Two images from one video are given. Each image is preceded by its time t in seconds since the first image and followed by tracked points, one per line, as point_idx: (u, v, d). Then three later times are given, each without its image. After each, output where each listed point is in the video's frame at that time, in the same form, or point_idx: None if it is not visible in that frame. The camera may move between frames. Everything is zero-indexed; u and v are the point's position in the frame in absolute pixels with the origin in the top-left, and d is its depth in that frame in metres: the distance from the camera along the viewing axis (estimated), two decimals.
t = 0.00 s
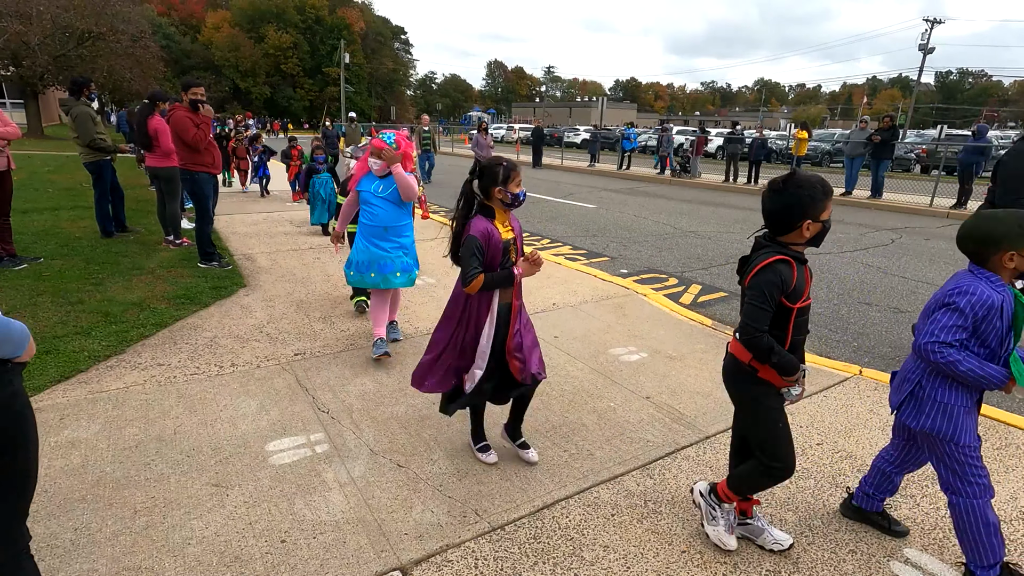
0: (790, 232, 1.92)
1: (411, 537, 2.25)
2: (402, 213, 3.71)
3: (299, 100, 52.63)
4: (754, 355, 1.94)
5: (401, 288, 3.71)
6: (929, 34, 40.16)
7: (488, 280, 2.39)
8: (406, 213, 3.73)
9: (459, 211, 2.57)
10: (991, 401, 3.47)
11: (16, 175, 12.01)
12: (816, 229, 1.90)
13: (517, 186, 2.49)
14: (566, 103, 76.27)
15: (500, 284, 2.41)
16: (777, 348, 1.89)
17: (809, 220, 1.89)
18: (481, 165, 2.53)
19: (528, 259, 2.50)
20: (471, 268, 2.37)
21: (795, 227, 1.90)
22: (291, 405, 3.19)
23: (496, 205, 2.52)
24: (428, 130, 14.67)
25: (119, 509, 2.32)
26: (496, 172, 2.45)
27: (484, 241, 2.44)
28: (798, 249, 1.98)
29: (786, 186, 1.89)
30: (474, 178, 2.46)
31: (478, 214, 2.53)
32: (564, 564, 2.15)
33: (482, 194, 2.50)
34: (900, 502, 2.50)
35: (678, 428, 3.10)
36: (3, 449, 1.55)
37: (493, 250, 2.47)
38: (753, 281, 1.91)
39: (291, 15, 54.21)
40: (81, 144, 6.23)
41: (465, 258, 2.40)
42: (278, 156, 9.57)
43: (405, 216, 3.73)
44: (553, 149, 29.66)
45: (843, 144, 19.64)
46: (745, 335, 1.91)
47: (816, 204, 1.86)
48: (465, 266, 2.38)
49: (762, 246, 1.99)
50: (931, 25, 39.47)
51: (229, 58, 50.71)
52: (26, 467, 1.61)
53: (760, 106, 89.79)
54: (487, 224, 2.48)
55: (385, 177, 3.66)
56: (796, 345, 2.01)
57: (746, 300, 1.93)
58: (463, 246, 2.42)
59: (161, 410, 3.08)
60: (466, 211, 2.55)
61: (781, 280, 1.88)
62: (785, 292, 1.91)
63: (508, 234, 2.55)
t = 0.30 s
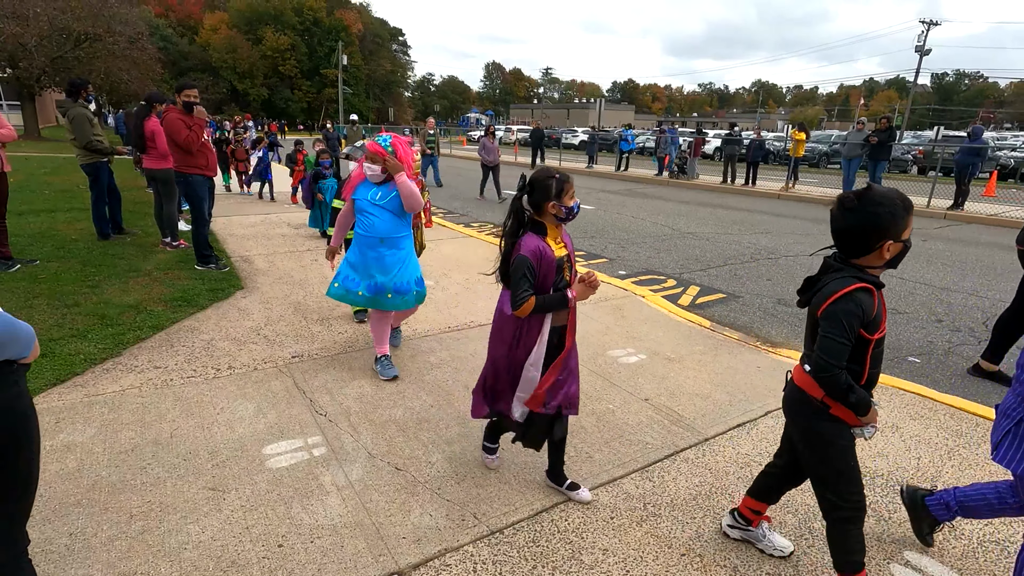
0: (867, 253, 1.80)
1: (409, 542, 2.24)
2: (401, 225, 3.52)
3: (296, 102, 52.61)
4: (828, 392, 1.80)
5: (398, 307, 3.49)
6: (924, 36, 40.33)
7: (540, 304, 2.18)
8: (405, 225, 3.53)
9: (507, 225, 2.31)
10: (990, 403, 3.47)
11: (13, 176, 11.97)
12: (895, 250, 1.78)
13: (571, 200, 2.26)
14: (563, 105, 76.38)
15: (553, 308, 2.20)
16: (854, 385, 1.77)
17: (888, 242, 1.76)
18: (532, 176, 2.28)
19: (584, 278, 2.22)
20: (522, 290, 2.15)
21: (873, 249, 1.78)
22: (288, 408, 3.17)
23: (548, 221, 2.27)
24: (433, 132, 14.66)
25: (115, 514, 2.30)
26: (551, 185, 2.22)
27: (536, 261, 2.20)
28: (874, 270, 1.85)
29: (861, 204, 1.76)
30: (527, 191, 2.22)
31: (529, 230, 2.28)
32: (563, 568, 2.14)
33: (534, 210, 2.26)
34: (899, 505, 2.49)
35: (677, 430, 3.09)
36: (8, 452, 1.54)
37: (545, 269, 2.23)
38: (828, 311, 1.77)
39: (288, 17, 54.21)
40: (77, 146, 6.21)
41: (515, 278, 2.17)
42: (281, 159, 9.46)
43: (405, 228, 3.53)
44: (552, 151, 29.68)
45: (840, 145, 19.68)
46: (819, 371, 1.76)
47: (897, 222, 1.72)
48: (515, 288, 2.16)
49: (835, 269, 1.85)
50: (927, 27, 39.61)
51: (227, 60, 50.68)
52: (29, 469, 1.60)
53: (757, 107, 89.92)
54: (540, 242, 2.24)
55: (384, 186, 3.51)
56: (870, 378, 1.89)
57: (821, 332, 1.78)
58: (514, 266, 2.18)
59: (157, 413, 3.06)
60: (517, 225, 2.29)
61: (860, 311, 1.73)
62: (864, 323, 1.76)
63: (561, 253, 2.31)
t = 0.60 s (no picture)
0: (978, 266, 1.57)
1: (409, 544, 2.23)
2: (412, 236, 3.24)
3: (294, 103, 52.57)
4: (936, 426, 1.58)
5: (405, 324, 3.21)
6: (921, 38, 40.48)
7: (597, 321, 2.01)
8: (418, 235, 3.28)
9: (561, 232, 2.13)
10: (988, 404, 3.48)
11: (10, 178, 11.93)
12: (1012, 264, 1.55)
13: (634, 207, 2.06)
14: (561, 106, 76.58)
15: (612, 326, 2.03)
16: (969, 420, 1.54)
17: (1005, 256, 1.53)
18: (589, 180, 2.09)
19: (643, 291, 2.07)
20: (578, 307, 1.99)
21: (986, 261, 1.55)
22: (286, 410, 3.16)
23: (607, 230, 2.08)
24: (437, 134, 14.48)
25: (112, 517, 2.29)
26: (611, 192, 2.02)
27: (595, 275, 2.02)
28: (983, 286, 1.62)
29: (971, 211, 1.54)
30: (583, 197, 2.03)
31: (587, 240, 2.09)
32: (563, 570, 2.14)
33: (591, 217, 2.06)
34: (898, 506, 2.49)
35: (677, 431, 3.09)
36: (11, 454, 1.53)
37: (603, 283, 2.05)
38: (933, 332, 1.55)
39: (286, 18, 54.19)
40: (74, 147, 6.16)
41: (569, 292, 2.01)
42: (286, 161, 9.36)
43: (416, 239, 3.26)
44: (550, 152, 29.71)
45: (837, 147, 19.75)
46: (926, 403, 1.55)
47: (1017, 231, 1.50)
48: (570, 305, 1.99)
49: (936, 283, 1.63)
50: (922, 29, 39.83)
51: (224, 61, 50.62)
52: (30, 473, 1.59)
53: (753, 108, 90.04)
54: (597, 253, 2.06)
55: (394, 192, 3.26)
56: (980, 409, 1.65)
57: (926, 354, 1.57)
58: (568, 280, 2.02)
59: (155, 416, 3.05)
60: (572, 233, 2.10)
61: (974, 331, 1.52)
62: (979, 346, 1.54)
63: (621, 264, 2.12)
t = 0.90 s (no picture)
0: None
1: (404, 548, 2.22)
2: (437, 247, 2.89)
3: (290, 104, 52.48)
4: None
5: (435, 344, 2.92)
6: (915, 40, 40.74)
7: (670, 338, 1.83)
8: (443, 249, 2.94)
9: (621, 240, 1.96)
10: (981, 404, 3.50)
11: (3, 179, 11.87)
12: None
13: (698, 214, 1.94)
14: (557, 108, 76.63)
15: (685, 342, 1.85)
16: None
17: None
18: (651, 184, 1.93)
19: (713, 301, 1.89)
20: (649, 322, 1.79)
21: None
22: (281, 413, 3.15)
23: (670, 238, 1.93)
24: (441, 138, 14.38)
25: (106, 522, 2.27)
26: (678, 196, 1.87)
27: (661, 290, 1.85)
28: None
29: None
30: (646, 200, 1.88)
31: (649, 251, 1.93)
32: (559, 573, 2.14)
33: (653, 225, 1.91)
34: (893, 507, 2.50)
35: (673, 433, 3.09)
36: None
37: (669, 298, 1.89)
38: None
39: (282, 20, 54.13)
40: (68, 148, 6.13)
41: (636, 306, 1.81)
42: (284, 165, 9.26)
43: (440, 253, 2.91)
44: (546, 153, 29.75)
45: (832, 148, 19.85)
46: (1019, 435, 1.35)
47: None
48: (640, 323, 1.79)
49: None
50: (916, 31, 40.06)
51: (220, 62, 50.50)
52: (19, 476, 1.58)
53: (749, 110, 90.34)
54: (662, 262, 1.89)
55: (415, 199, 2.95)
56: None
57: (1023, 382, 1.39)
58: (635, 292, 1.83)
59: (149, 418, 3.03)
60: (634, 241, 1.94)
61: None
62: None
63: (685, 275, 1.97)
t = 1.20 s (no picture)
0: None
1: (398, 549, 2.21)
2: (456, 268, 2.51)
3: (286, 106, 52.40)
4: None
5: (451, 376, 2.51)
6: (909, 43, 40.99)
7: (733, 360, 1.74)
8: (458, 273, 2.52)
9: (681, 252, 1.85)
10: (975, 404, 3.52)
11: None
12: None
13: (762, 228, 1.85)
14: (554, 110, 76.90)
15: (748, 362, 1.77)
16: None
17: None
18: (715, 191, 1.83)
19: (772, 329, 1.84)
20: (712, 343, 1.70)
21: None
22: (275, 415, 3.14)
23: (734, 250, 1.83)
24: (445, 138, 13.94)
25: (97, 525, 2.25)
26: (746, 206, 1.78)
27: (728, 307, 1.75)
28: None
29: None
30: (710, 210, 1.78)
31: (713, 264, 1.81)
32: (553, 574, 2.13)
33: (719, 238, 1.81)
34: (887, 507, 2.51)
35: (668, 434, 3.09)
36: None
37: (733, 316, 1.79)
38: None
39: (278, 22, 54.09)
40: (62, 150, 6.11)
41: (698, 325, 1.71)
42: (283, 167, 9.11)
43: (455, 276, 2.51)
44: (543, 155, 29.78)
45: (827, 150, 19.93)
46: None
47: None
48: (707, 343, 1.69)
49: None
50: (910, 34, 40.32)
51: (216, 64, 50.40)
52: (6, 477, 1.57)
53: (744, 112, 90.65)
54: (726, 277, 1.79)
55: (434, 214, 2.59)
56: None
57: None
58: (698, 309, 1.72)
59: (142, 421, 3.02)
60: (696, 254, 1.82)
61: None
62: None
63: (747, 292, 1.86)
